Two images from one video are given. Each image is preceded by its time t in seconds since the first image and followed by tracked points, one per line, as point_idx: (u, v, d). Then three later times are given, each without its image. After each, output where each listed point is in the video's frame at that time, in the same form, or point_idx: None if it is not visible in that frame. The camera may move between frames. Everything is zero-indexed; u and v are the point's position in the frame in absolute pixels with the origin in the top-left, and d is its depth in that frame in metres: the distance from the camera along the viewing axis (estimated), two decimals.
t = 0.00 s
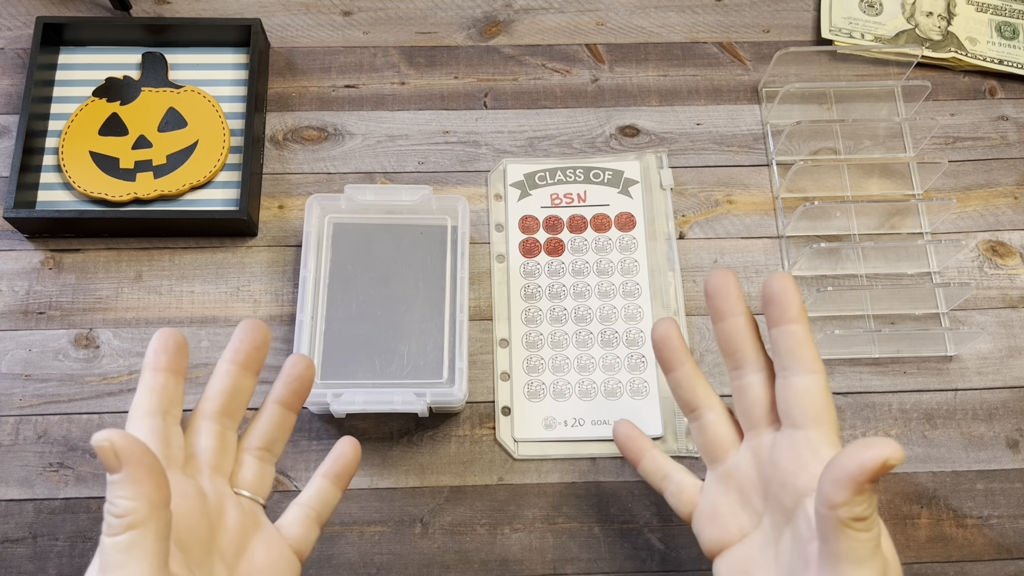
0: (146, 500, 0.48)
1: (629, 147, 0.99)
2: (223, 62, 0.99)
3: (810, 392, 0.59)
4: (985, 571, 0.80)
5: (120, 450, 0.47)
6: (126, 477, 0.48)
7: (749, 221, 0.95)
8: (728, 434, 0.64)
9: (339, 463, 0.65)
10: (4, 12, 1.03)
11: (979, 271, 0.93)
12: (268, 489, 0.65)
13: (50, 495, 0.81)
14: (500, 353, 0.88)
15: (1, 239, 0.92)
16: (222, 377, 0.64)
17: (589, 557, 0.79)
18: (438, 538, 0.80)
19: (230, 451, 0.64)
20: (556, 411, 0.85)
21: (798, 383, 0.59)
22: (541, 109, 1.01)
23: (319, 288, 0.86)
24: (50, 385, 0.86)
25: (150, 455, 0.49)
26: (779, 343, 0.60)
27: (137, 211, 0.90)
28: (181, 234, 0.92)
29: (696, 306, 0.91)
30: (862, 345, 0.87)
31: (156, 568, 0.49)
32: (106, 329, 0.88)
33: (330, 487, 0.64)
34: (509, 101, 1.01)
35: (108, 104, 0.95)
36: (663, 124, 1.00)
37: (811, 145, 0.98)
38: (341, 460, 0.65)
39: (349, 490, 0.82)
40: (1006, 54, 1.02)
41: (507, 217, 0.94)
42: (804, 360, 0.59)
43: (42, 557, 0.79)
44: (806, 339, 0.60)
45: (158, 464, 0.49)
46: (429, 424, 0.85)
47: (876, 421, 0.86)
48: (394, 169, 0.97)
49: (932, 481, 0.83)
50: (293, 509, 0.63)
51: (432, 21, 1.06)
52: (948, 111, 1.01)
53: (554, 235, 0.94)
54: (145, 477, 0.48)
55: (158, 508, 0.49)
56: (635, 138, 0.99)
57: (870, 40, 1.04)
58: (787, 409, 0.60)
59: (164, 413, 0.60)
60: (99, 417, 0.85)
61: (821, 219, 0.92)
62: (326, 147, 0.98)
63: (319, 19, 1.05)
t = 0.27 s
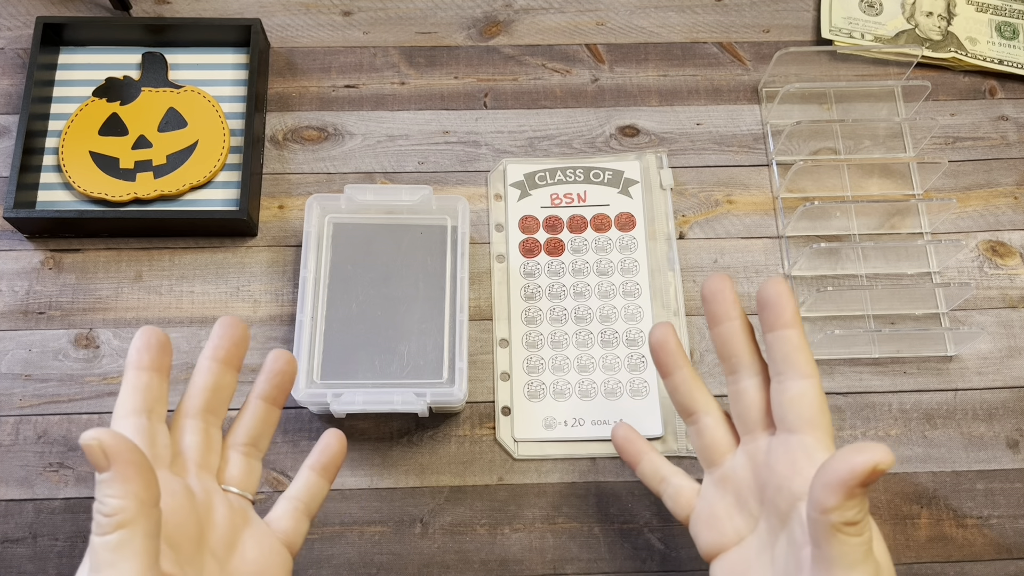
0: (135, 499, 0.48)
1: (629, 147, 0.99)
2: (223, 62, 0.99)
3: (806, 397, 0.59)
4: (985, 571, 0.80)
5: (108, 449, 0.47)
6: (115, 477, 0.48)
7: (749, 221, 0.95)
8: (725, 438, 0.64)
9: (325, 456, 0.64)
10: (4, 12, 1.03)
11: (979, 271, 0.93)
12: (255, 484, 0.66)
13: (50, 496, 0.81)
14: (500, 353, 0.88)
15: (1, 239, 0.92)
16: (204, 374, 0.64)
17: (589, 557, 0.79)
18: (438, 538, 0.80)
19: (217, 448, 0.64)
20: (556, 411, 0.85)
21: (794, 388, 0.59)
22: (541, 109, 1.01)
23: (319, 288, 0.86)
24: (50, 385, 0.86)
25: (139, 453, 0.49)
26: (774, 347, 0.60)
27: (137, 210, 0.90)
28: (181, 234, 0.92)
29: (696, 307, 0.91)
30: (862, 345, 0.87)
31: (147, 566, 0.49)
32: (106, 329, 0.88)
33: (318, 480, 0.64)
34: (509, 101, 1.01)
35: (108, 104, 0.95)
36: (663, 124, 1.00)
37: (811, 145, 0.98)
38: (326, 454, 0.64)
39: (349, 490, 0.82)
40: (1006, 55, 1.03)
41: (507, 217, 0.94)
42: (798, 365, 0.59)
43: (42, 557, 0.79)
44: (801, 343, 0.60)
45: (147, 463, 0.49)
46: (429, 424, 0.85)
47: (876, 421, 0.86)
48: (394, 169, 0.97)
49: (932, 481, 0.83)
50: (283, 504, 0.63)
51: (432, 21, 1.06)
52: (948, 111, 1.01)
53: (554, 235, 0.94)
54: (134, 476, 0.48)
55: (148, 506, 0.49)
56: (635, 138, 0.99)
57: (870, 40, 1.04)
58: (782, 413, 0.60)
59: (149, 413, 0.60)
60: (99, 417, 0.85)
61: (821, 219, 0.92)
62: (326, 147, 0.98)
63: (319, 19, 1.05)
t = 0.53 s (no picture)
0: (101, 488, 0.47)
1: (628, 147, 0.99)
2: (223, 62, 0.99)
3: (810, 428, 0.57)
4: (986, 571, 0.80)
5: (71, 441, 0.47)
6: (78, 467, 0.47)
7: (749, 221, 0.95)
8: (726, 461, 0.62)
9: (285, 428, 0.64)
10: (4, 12, 1.03)
11: (979, 271, 0.93)
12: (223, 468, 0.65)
13: (51, 496, 0.81)
14: (500, 353, 0.88)
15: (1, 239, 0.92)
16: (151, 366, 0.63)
17: (589, 557, 0.79)
18: (438, 538, 0.80)
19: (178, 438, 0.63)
20: (556, 411, 0.85)
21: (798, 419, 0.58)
22: (542, 109, 1.01)
23: (319, 288, 0.86)
24: (50, 385, 0.86)
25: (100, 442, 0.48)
26: (781, 375, 0.59)
27: (137, 210, 0.90)
28: (181, 234, 0.92)
29: (696, 307, 0.91)
30: (862, 345, 0.87)
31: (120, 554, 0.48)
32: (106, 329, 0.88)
33: (283, 453, 0.64)
34: (509, 101, 1.01)
35: (108, 104, 0.95)
36: (663, 124, 1.00)
37: (811, 145, 0.98)
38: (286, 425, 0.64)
39: (349, 490, 0.82)
40: (1006, 55, 1.03)
41: (507, 217, 0.94)
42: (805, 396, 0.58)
43: (42, 558, 0.79)
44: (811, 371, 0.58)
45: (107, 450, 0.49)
46: (429, 424, 0.85)
47: (876, 421, 0.86)
48: (394, 169, 0.97)
49: (932, 481, 0.83)
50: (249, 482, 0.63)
51: (432, 21, 1.06)
52: (948, 111, 1.01)
53: (554, 235, 0.94)
54: (98, 464, 0.47)
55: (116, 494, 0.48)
56: (635, 138, 0.99)
57: (870, 40, 1.04)
58: (786, 445, 0.58)
59: (101, 413, 0.59)
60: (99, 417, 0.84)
61: (821, 220, 0.92)
62: (326, 147, 0.98)
63: (319, 19, 1.05)
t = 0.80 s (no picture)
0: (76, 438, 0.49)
1: (628, 147, 0.99)
2: (223, 62, 0.99)
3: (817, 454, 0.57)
4: (985, 571, 0.80)
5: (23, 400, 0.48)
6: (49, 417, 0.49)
7: (749, 221, 0.95)
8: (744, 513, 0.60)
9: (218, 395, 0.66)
10: (4, 12, 1.03)
11: (979, 271, 0.93)
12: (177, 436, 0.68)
13: (51, 496, 0.81)
14: (500, 353, 0.88)
15: (1, 239, 0.92)
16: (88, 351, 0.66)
17: (589, 557, 0.79)
18: (438, 538, 0.80)
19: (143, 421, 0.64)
20: (556, 411, 0.85)
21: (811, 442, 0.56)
22: (541, 109, 1.01)
23: (319, 288, 0.86)
24: (50, 385, 0.86)
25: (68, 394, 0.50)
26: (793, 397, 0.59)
27: (137, 211, 0.90)
28: (181, 234, 0.92)
29: (695, 307, 0.91)
30: (862, 345, 0.87)
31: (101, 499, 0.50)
32: (106, 329, 0.88)
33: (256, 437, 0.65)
34: (509, 101, 1.01)
35: (108, 104, 0.95)
36: (663, 124, 1.00)
37: (811, 145, 0.98)
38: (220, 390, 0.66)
39: (349, 490, 0.82)
40: (1006, 55, 1.03)
41: (507, 217, 0.94)
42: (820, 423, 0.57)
43: (42, 557, 0.79)
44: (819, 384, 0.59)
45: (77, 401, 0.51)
46: (429, 424, 0.85)
47: (876, 421, 0.86)
48: (394, 169, 0.97)
49: (932, 481, 0.83)
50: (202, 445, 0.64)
51: (432, 21, 1.06)
52: (948, 111, 1.01)
53: (554, 235, 0.94)
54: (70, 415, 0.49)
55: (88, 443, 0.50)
56: (635, 138, 0.99)
57: (870, 40, 1.04)
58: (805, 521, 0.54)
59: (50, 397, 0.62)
60: (99, 417, 0.85)
61: (821, 219, 0.92)
62: (326, 147, 0.98)
63: (319, 19, 1.05)
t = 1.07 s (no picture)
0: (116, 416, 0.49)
1: (628, 147, 0.99)
2: (223, 62, 0.99)
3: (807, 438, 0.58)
4: (985, 571, 0.80)
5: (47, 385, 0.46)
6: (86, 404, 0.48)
7: (749, 221, 0.95)
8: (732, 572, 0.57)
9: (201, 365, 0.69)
10: (4, 12, 1.03)
11: (979, 271, 0.93)
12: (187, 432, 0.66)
13: (50, 496, 0.81)
14: (500, 353, 0.88)
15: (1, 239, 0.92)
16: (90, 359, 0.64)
17: (589, 557, 0.80)
18: (438, 538, 0.80)
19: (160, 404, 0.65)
20: (556, 411, 0.85)
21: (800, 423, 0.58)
22: (541, 109, 1.01)
23: (319, 288, 0.86)
24: (50, 385, 0.86)
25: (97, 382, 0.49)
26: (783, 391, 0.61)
27: (137, 211, 0.90)
28: (181, 234, 0.92)
29: (695, 306, 0.91)
30: (861, 345, 0.87)
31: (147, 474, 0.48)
32: (106, 329, 0.88)
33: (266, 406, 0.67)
34: (509, 101, 1.01)
35: (108, 104, 0.95)
36: (663, 124, 1.00)
37: (811, 145, 0.98)
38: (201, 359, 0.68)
39: (349, 490, 0.82)
40: (1006, 55, 1.03)
41: (507, 217, 0.94)
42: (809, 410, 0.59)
43: (42, 557, 0.79)
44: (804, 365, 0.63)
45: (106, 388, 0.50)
46: (429, 424, 0.85)
47: (876, 421, 0.86)
48: (394, 169, 0.97)
49: (932, 481, 0.83)
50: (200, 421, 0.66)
51: (432, 21, 1.06)
52: (948, 111, 1.01)
53: (554, 235, 0.94)
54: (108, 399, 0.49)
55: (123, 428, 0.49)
56: (635, 138, 0.99)
57: (870, 40, 1.04)
58: None
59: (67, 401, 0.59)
60: (99, 417, 0.85)
61: (821, 219, 0.92)
62: (326, 147, 0.98)
63: (319, 19, 1.05)
